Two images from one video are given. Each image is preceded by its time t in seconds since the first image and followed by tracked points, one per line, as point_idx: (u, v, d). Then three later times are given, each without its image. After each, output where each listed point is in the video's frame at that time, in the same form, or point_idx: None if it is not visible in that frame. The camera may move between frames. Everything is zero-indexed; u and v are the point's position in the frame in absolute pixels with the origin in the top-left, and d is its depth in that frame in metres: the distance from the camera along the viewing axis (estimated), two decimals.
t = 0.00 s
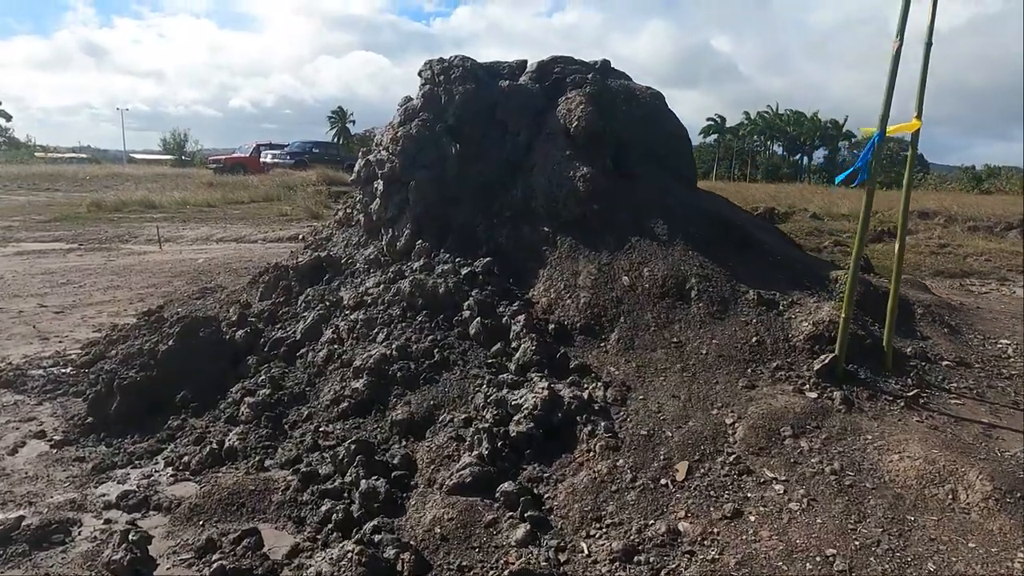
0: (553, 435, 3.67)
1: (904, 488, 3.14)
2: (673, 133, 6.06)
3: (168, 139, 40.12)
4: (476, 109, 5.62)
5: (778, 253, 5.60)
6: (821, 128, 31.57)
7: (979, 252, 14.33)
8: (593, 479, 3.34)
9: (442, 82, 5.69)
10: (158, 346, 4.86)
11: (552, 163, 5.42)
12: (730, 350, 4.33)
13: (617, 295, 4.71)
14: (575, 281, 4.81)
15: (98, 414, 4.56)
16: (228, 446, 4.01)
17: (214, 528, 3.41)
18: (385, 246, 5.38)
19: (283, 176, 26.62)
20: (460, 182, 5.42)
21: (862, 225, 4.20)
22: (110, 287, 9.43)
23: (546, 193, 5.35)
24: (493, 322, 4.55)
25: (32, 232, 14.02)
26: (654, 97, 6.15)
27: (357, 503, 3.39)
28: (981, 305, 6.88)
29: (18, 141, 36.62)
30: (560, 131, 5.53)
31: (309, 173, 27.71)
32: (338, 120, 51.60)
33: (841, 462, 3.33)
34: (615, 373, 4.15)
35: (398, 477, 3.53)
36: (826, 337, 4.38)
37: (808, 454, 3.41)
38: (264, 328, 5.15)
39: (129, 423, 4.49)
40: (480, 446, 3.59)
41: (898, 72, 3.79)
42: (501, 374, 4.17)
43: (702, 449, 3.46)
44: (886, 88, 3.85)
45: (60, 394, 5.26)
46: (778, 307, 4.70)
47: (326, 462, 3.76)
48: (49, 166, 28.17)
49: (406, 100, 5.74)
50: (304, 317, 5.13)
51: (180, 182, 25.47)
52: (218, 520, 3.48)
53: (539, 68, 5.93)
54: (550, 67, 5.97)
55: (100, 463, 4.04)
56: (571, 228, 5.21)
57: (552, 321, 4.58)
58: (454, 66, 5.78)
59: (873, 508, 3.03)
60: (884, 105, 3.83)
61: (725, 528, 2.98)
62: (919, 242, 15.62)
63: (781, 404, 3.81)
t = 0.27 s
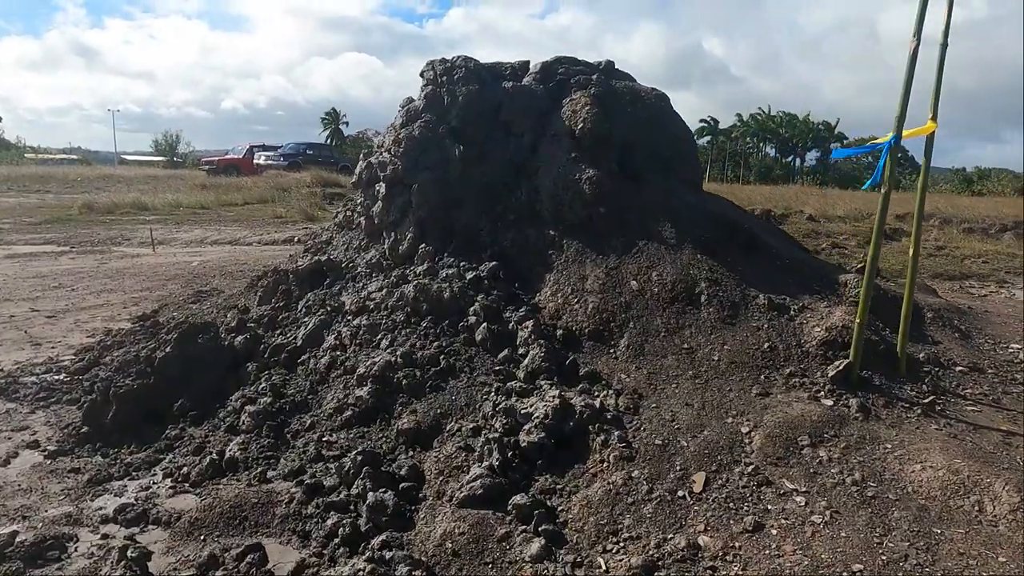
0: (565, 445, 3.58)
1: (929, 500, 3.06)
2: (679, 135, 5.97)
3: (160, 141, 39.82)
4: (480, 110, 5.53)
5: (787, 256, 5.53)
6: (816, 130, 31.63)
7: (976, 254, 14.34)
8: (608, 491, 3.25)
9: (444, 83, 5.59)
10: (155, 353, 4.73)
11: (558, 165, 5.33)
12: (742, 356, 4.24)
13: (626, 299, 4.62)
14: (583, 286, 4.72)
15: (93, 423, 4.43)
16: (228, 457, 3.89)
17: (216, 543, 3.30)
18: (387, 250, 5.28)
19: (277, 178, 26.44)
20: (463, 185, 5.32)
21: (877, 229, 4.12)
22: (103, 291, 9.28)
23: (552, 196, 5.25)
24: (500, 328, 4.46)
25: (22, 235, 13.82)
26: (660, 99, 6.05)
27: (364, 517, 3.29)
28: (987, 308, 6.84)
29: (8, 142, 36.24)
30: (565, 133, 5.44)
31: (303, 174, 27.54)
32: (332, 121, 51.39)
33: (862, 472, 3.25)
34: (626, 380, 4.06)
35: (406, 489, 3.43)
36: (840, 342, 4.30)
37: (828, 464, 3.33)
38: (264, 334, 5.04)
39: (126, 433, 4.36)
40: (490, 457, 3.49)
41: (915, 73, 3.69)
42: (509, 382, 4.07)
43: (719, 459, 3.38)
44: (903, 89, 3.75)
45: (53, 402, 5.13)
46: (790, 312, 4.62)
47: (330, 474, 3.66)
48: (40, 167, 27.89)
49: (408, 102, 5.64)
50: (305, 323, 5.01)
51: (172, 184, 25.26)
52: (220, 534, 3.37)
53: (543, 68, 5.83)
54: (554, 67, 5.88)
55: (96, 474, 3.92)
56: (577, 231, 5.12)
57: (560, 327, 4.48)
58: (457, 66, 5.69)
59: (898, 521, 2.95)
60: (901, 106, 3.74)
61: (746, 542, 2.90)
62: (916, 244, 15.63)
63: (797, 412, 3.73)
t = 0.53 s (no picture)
0: (587, 454, 3.50)
1: (964, 510, 3.00)
2: (689, 137, 5.91)
3: (152, 142, 39.52)
4: (490, 111, 5.45)
5: (800, 259, 5.47)
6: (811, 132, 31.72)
7: (975, 255, 14.36)
8: (634, 502, 3.17)
9: (453, 84, 5.51)
10: (161, 360, 4.62)
11: (569, 168, 5.25)
12: (762, 362, 4.18)
13: (642, 304, 4.54)
14: (598, 290, 4.64)
15: (98, 433, 4.31)
16: (240, 467, 3.79)
17: (231, 558, 3.20)
18: (396, 254, 5.19)
19: (272, 180, 26.27)
20: (474, 188, 5.24)
21: (899, 233, 4.07)
22: (100, 295, 9.14)
23: (564, 199, 5.18)
24: (515, 334, 4.37)
25: (15, 238, 13.63)
26: (670, 100, 5.99)
27: (384, 530, 3.20)
28: (996, 311, 6.81)
29: None
30: (577, 135, 5.37)
31: (298, 176, 27.38)
32: (325, 123, 51.18)
33: (893, 481, 3.19)
34: (646, 387, 3.98)
35: (425, 501, 3.34)
36: (860, 347, 4.24)
37: (858, 473, 3.26)
38: (272, 340, 4.94)
39: (132, 443, 4.24)
40: (512, 467, 3.41)
41: (940, 75, 3.65)
42: (527, 389, 3.99)
43: (746, 468, 3.31)
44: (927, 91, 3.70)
45: (55, 411, 5.01)
46: (807, 316, 4.56)
47: (346, 485, 3.56)
48: (31, 169, 27.60)
49: (416, 104, 5.56)
50: (313, 329, 4.92)
51: (166, 186, 25.05)
52: (234, 548, 3.27)
53: (553, 70, 5.76)
54: (563, 69, 5.81)
55: (103, 486, 3.82)
56: (590, 235, 5.04)
57: (576, 332, 4.40)
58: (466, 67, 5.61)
59: (935, 532, 2.88)
60: (925, 108, 3.69)
61: (780, 555, 2.83)
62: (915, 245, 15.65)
63: (822, 419, 3.66)
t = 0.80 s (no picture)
0: (612, 462, 3.42)
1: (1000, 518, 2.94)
2: (701, 138, 5.85)
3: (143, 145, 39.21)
4: (500, 112, 5.37)
5: (814, 261, 5.42)
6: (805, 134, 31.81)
7: (973, 256, 14.40)
8: (664, 511, 3.10)
9: (463, 84, 5.42)
10: (168, 366, 4.51)
11: (582, 169, 5.18)
12: (784, 366, 4.11)
13: (659, 307, 4.47)
14: (614, 293, 4.57)
15: (105, 442, 4.21)
16: (253, 477, 3.69)
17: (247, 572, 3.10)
18: (407, 257, 5.09)
19: (267, 182, 26.09)
20: (485, 189, 5.15)
21: (922, 236, 4.01)
22: (97, 299, 8.99)
23: (577, 201, 5.10)
24: (531, 338, 4.29)
25: (7, 241, 13.43)
26: (681, 101, 5.92)
27: (406, 543, 3.12)
28: (1006, 313, 6.78)
29: None
30: (589, 136, 5.30)
31: (293, 179, 27.21)
32: (318, 124, 50.97)
33: (927, 488, 3.13)
34: (667, 392, 3.91)
35: (447, 511, 3.25)
36: (882, 351, 4.18)
37: (890, 479, 3.20)
38: (280, 345, 4.83)
39: (139, 451, 4.14)
40: (535, 475, 3.33)
41: (967, 74, 3.59)
42: (546, 395, 3.91)
43: (776, 475, 3.24)
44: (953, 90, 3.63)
45: (57, 419, 4.89)
46: (827, 319, 4.51)
47: (364, 495, 3.47)
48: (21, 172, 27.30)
49: (425, 104, 5.47)
50: (323, 334, 4.82)
51: (159, 189, 24.83)
52: (251, 561, 3.17)
53: (563, 70, 5.69)
54: (573, 69, 5.74)
55: (111, 498, 3.71)
56: (604, 237, 4.97)
57: (593, 336, 4.33)
58: (475, 68, 5.53)
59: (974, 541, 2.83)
60: (952, 107, 3.61)
61: (818, 567, 2.76)
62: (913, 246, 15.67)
63: (848, 424, 3.60)
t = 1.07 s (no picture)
0: (635, 467, 3.34)
1: None
2: (711, 137, 5.78)
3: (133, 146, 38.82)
4: (509, 111, 5.29)
5: (828, 262, 5.36)
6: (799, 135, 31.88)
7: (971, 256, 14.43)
8: (692, 519, 3.02)
9: (471, 83, 5.34)
10: (174, 371, 4.40)
11: (594, 169, 5.10)
12: (804, 368, 4.05)
13: (676, 309, 4.40)
14: (629, 295, 4.49)
15: (109, 449, 4.09)
16: (265, 485, 3.59)
17: None
18: (416, 258, 5.00)
19: (261, 183, 25.89)
20: (495, 190, 5.07)
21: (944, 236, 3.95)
22: (93, 302, 8.84)
23: (589, 201, 5.03)
24: (546, 341, 4.21)
25: None
26: (691, 100, 5.86)
27: (428, 553, 3.03)
28: (1014, 313, 6.76)
29: None
30: (600, 136, 5.23)
31: (287, 180, 27.02)
32: (311, 125, 50.72)
33: (959, 493, 3.07)
34: (687, 395, 3.83)
35: (469, 520, 3.17)
36: (903, 352, 4.13)
37: (922, 484, 3.14)
38: (288, 349, 4.73)
39: (145, 459, 4.02)
40: (558, 482, 3.25)
41: (993, 71, 3.51)
42: (564, 399, 3.82)
43: (805, 481, 3.17)
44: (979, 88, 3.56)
45: (57, 426, 4.76)
46: (845, 320, 4.44)
47: (381, 504, 3.38)
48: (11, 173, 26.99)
49: (433, 103, 5.38)
50: (331, 337, 4.72)
51: (151, 190, 24.59)
52: (266, 573, 3.07)
53: (572, 68, 5.61)
54: (582, 67, 5.66)
55: (118, 508, 3.60)
56: (617, 238, 4.89)
57: (609, 339, 4.24)
58: (484, 66, 5.45)
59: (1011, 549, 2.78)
60: (978, 104, 3.54)
61: None
62: (910, 245, 15.70)
63: (874, 427, 3.53)
